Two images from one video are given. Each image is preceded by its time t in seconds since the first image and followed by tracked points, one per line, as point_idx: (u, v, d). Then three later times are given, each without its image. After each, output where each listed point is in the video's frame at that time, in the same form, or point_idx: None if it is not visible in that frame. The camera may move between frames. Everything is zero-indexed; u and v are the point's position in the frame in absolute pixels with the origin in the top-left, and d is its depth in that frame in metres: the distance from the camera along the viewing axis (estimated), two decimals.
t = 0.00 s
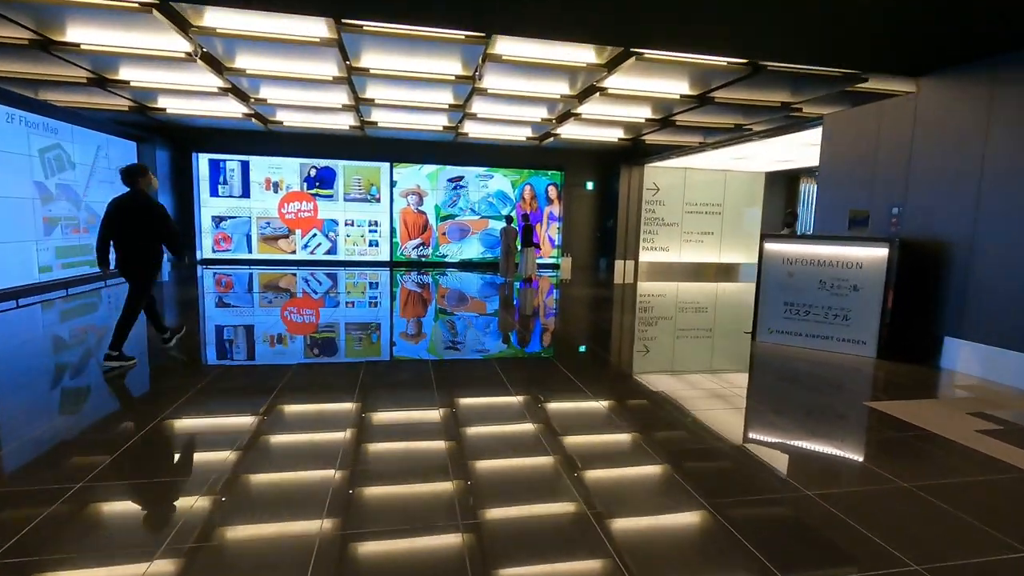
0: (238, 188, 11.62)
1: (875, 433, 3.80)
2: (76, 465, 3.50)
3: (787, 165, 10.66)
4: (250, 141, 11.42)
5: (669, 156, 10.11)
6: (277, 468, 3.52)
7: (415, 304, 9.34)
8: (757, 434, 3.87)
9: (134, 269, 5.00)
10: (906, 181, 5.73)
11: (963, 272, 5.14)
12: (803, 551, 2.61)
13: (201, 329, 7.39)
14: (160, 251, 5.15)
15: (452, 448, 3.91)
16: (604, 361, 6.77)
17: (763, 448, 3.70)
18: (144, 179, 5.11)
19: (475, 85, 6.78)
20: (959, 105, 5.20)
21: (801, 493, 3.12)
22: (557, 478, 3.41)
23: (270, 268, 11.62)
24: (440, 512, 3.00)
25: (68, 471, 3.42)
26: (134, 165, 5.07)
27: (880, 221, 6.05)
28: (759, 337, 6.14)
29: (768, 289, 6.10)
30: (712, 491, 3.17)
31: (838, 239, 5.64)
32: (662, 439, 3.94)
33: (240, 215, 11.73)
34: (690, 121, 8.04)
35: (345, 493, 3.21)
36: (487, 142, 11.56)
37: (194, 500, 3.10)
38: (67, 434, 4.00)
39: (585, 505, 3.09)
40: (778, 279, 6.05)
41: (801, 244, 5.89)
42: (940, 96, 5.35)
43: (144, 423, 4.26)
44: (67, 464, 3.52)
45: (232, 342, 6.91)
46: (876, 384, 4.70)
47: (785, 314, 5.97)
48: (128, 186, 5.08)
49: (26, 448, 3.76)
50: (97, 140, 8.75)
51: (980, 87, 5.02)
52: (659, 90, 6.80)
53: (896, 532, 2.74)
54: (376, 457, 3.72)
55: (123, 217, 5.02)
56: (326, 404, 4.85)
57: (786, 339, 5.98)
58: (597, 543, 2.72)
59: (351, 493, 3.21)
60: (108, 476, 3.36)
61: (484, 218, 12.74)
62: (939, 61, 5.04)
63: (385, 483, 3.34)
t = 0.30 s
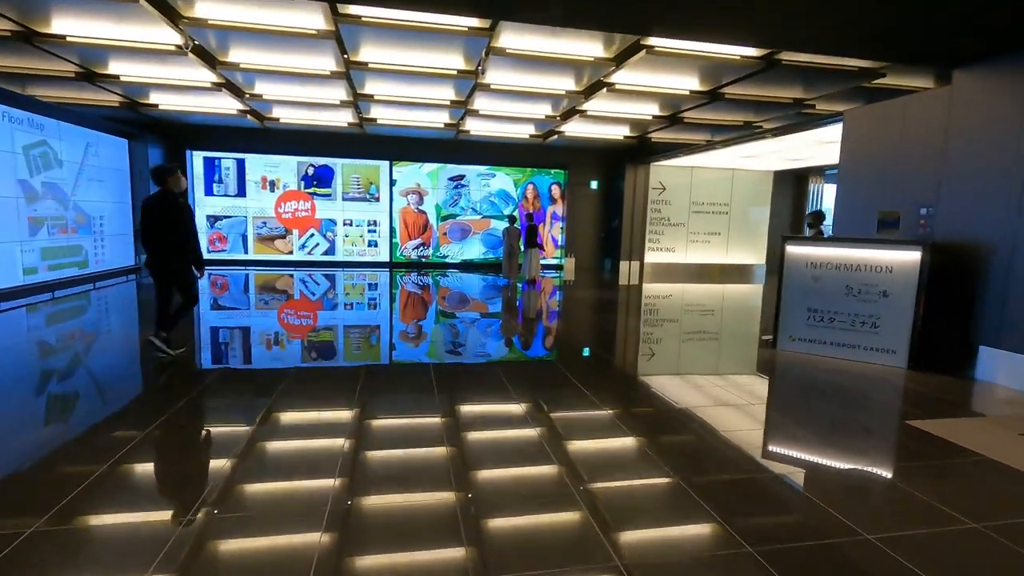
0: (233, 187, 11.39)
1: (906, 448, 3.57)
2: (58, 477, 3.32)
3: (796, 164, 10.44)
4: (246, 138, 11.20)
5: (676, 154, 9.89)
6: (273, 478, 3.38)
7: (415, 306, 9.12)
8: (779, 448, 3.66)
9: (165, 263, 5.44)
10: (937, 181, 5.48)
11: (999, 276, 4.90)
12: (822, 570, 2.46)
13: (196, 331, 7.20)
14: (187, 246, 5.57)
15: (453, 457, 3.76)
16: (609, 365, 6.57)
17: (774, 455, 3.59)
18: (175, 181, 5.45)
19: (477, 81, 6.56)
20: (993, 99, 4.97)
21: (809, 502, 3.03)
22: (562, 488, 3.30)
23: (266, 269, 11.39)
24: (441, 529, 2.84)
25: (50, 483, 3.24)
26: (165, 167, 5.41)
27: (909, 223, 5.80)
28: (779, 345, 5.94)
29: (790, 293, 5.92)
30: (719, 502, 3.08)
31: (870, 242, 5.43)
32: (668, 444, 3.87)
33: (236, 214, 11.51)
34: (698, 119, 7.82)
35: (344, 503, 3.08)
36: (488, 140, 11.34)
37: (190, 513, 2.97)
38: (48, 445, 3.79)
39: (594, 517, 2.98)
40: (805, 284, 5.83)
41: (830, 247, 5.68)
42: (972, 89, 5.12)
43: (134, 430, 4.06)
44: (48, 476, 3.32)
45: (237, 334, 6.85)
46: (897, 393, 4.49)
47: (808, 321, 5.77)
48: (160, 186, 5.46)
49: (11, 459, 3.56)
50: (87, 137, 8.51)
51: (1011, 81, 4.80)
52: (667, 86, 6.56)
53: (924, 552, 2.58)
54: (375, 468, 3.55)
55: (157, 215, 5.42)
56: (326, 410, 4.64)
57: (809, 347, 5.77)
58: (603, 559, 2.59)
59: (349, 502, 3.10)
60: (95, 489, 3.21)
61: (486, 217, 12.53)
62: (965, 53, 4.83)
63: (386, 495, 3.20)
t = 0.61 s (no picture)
0: (231, 186, 11.20)
1: (942, 461, 3.35)
2: (41, 486, 3.13)
3: (808, 162, 10.21)
4: (245, 136, 11.00)
5: (685, 151, 9.66)
6: (270, 484, 3.20)
7: (418, 307, 8.91)
8: (804, 460, 3.44)
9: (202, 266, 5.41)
10: (970, 178, 5.20)
11: None
12: None
13: (192, 332, 7.02)
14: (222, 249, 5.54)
15: (457, 462, 3.58)
16: (615, 367, 6.36)
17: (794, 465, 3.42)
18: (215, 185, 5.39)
19: (482, 75, 6.34)
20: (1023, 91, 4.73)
21: (833, 513, 2.86)
22: (570, 497, 3.12)
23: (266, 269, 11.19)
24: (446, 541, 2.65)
25: (32, 494, 3.04)
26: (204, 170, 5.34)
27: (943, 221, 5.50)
28: (805, 350, 5.72)
29: (818, 296, 5.69)
30: (736, 512, 2.91)
31: (901, 243, 5.19)
32: (678, 450, 3.73)
33: (234, 213, 11.32)
34: (708, 115, 7.61)
35: (343, 510, 2.91)
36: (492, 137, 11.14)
37: (179, 523, 2.78)
38: (30, 452, 3.61)
39: (606, 527, 2.79)
40: (834, 284, 5.60)
41: (859, 246, 5.46)
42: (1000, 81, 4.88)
43: (122, 438, 3.86)
44: (31, 485, 3.13)
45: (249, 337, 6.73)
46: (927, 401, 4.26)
47: (837, 325, 5.54)
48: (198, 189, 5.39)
49: None
50: (80, 134, 8.32)
51: None
52: (679, 79, 6.34)
53: None
54: (377, 476, 3.36)
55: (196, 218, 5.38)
56: (324, 415, 4.44)
57: (837, 353, 5.53)
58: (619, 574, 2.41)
59: (349, 511, 2.92)
60: (79, 499, 3.02)
61: (490, 217, 12.34)
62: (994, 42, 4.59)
63: (388, 502, 3.02)
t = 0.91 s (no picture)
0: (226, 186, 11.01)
1: (975, 481, 3.14)
2: (14, 503, 2.94)
3: (816, 162, 10.00)
4: (241, 135, 10.82)
5: (691, 151, 9.45)
6: (268, 494, 3.08)
7: (417, 310, 8.70)
8: (825, 477, 3.25)
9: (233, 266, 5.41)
10: (998, 179, 4.98)
11: None
12: None
13: (186, 336, 6.83)
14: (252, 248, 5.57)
15: (457, 472, 3.41)
16: (617, 371, 6.17)
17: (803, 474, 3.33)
18: (243, 183, 5.46)
19: (483, 72, 6.14)
20: None
21: (838, 524, 2.79)
22: (569, 506, 3.03)
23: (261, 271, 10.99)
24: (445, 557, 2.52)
25: (6, 510, 2.85)
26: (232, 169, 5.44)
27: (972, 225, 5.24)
28: (823, 359, 5.42)
29: (838, 303, 5.39)
30: (736, 521, 2.86)
31: (931, 247, 4.87)
32: (684, 459, 3.61)
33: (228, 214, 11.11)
34: (716, 113, 7.40)
35: (340, 523, 2.79)
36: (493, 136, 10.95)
37: (167, 533, 2.66)
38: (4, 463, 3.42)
39: (608, 540, 2.69)
40: (858, 290, 5.26)
41: (883, 251, 5.12)
42: None
43: (105, 448, 3.67)
44: (4, 498, 2.94)
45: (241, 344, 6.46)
46: (951, 414, 4.07)
47: (858, 334, 5.23)
48: (227, 187, 5.47)
49: None
50: (66, 132, 8.11)
51: None
52: (686, 76, 6.13)
53: None
54: (375, 485, 3.21)
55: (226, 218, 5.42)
56: (323, 418, 4.28)
57: (857, 363, 5.24)
58: None
59: (346, 520, 2.80)
60: (57, 513, 2.84)
61: (490, 217, 12.15)
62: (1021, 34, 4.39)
63: (385, 512, 2.91)
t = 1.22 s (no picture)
0: (219, 183, 10.79)
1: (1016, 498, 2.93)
2: None
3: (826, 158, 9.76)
4: (235, 130, 10.59)
5: (697, 146, 9.23)
6: (257, 503, 2.92)
7: (415, 310, 8.48)
8: (850, 490, 3.04)
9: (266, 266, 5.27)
10: None
11: None
12: None
13: (178, 336, 6.62)
14: (290, 248, 5.37)
15: (458, 478, 3.22)
16: (621, 372, 5.97)
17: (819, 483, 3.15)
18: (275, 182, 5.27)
19: (486, 63, 5.91)
20: None
21: (858, 534, 2.63)
22: (576, 514, 2.85)
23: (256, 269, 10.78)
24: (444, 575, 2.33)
25: None
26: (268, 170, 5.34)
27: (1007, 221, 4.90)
28: (849, 365, 5.06)
29: (866, 305, 5.01)
30: (747, 530, 2.70)
31: (971, 245, 4.51)
32: (695, 466, 3.42)
33: (221, 211, 10.89)
34: (724, 107, 7.19)
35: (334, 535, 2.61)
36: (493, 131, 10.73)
37: (148, 545, 2.53)
38: None
39: (613, 549, 2.55)
40: (888, 293, 4.90)
41: (918, 250, 4.74)
42: None
43: (83, 455, 3.44)
44: None
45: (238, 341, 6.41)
46: (981, 422, 3.85)
47: (888, 338, 4.87)
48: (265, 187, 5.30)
49: None
50: (48, 124, 7.88)
51: None
52: (696, 67, 5.90)
53: None
54: (372, 493, 3.03)
55: (264, 218, 5.29)
56: (321, 423, 4.10)
57: (886, 369, 4.89)
58: None
59: (341, 533, 2.62)
60: (26, 531, 2.63)
61: (491, 215, 11.93)
62: None
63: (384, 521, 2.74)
